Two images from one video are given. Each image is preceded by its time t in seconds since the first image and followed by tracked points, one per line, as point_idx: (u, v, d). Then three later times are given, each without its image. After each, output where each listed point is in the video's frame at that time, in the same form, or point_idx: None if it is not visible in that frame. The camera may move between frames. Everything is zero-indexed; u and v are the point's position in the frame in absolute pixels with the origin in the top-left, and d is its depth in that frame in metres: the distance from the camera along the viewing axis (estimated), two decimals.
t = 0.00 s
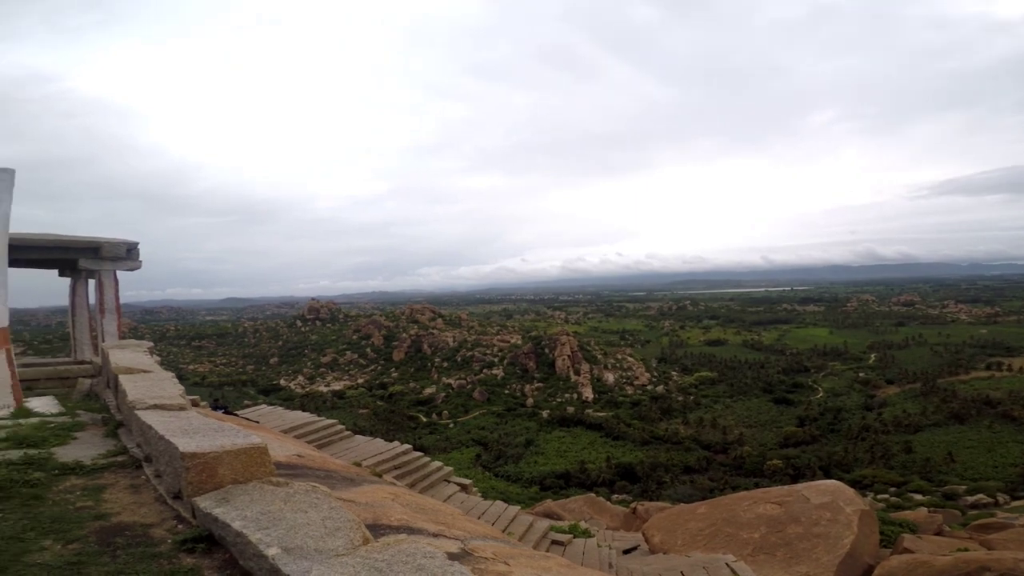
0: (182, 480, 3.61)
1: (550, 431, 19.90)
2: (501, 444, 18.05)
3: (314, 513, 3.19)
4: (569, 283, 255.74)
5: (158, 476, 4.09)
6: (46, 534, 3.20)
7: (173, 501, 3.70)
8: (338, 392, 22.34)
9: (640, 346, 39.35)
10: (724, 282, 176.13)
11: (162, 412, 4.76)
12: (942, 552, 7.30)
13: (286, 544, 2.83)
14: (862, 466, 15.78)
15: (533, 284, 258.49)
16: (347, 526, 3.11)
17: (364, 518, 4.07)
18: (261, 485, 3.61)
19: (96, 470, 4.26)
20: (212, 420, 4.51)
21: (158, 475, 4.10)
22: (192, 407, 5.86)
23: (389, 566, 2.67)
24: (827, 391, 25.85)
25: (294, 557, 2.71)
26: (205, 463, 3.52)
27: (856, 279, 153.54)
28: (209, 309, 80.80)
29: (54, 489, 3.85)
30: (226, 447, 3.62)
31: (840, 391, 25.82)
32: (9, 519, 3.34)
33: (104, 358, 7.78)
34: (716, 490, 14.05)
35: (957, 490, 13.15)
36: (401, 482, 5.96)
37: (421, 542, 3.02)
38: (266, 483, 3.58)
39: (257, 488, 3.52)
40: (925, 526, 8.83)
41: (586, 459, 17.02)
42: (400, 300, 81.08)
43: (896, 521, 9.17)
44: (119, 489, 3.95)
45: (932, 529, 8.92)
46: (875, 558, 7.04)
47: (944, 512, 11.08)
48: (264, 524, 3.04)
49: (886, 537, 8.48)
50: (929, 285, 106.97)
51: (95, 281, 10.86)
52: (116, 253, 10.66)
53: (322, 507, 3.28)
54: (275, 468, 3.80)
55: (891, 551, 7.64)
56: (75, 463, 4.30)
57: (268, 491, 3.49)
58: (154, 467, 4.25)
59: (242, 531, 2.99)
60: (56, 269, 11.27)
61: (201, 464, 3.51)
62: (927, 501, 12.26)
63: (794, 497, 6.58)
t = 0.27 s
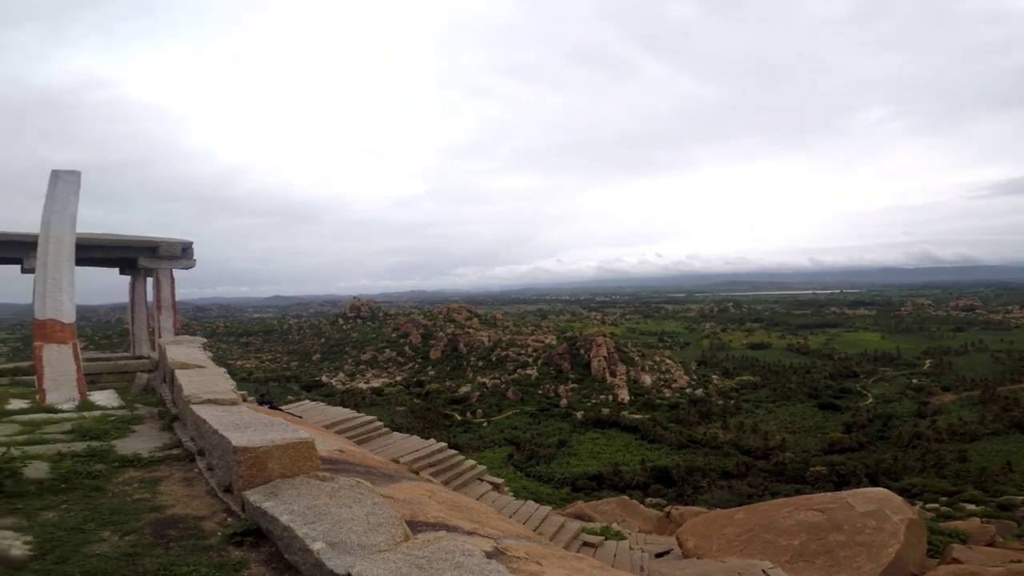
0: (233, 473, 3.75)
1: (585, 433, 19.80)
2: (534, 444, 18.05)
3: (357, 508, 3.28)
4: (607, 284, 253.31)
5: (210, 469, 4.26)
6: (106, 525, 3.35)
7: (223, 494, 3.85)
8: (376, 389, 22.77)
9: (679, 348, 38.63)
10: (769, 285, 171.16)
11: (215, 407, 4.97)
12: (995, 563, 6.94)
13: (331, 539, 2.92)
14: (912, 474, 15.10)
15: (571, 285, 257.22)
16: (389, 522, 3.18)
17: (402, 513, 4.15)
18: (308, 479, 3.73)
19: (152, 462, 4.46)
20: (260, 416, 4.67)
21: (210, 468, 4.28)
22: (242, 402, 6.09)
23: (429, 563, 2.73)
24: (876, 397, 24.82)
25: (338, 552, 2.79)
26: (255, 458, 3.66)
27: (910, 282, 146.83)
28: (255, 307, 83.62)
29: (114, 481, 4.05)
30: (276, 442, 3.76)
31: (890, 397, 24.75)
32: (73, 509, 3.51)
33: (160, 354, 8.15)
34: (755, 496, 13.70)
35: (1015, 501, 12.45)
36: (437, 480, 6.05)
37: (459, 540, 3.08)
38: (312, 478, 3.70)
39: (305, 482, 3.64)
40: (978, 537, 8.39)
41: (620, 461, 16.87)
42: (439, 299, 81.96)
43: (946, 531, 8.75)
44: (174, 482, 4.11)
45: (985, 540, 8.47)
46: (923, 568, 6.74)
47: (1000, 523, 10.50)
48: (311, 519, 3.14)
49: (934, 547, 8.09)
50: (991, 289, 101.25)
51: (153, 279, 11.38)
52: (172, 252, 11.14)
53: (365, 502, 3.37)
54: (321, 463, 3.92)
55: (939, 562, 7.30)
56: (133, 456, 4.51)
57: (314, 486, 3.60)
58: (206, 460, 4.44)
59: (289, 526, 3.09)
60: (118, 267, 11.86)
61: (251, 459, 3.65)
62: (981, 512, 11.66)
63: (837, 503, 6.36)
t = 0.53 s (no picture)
0: (280, 467, 3.88)
1: (620, 433, 19.64)
2: (567, 444, 18.02)
3: (398, 503, 3.36)
4: (646, 284, 249.75)
5: (258, 463, 4.42)
6: (159, 518, 3.45)
7: (270, 488, 3.99)
8: (413, 386, 23.12)
9: (719, 350, 37.82)
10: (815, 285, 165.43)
11: (264, 402, 5.16)
12: None
13: (373, 534, 3.00)
14: (965, 482, 14.40)
15: (609, 285, 254.70)
16: (428, 518, 3.26)
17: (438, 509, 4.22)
18: (352, 474, 3.84)
19: (204, 456, 4.64)
20: (307, 410, 4.83)
21: (258, 462, 4.43)
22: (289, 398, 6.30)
23: (467, 560, 2.78)
24: (929, 403, 23.73)
25: (379, 548, 2.87)
26: (301, 452, 3.78)
27: (969, 283, 139.44)
28: (298, 305, 86.00)
29: (168, 474, 4.21)
30: (321, 438, 3.87)
31: (945, 403, 23.62)
32: (130, 502, 3.65)
33: (212, 350, 8.51)
34: (795, 501, 13.33)
35: None
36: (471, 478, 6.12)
37: (497, 538, 3.12)
38: (355, 473, 3.80)
39: (348, 477, 3.74)
40: None
41: (655, 463, 16.69)
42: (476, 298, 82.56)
43: (999, 540, 8.31)
44: (224, 476, 4.26)
45: None
46: None
47: None
48: (353, 513, 3.23)
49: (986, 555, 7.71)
50: None
51: (205, 277, 11.89)
52: (222, 252, 11.62)
53: (406, 499, 3.46)
54: (364, 459, 4.04)
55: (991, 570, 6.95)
56: (186, 450, 4.70)
57: (357, 481, 3.70)
58: (255, 454, 4.60)
59: (333, 520, 3.18)
60: (172, 267, 12.43)
61: (298, 453, 3.77)
62: None
63: (883, 510, 6.12)
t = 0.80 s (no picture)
0: (327, 463, 3.99)
1: (657, 433, 19.39)
2: (601, 443, 17.91)
3: (440, 501, 3.41)
4: (685, 282, 245.19)
5: (305, 459, 4.56)
6: (213, 513, 3.57)
7: (316, 484, 4.10)
8: (449, 384, 23.34)
9: (762, 349, 36.83)
10: (864, 282, 158.99)
11: (311, 399, 5.32)
12: None
13: (416, 531, 3.05)
14: None
15: (647, 283, 251.20)
16: (469, 515, 3.30)
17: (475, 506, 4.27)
18: (396, 471, 3.92)
19: (254, 452, 4.80)
20: (352, 407, 4.95)
21: (305, 459, 4.56)
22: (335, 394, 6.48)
23: (507, 557, 2.80)
24: (989, 404, 22.54)
25: (422, 545, 2.92)
26: (347, 449, 3.87)
27: None
28: (338, 304, 87.93)
29: (220, 470, 4.37)
30: (365, 434, 3.96)
31: (1006, 404, 22.38)
32: (186, 497, 3.79)
33: (260, 348, 8.82)
34: (841, 503, 12.89)
35: None
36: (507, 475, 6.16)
37: (538, 537, 3.13)
38: (398, 470, 3.87)
39: (391, 474, 3.82)
40: None
41: (693, 464, 16.44)
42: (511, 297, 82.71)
43: None
44: (273, 472, 4.40)
45: None
46: None
47: None
48: (397, 510, 3.29)
49: None
50: None
51: (253, 278, 12.30)
52: (268, 253, 12.01)
53: (448, 496, 3.51)
54: (407, 455, 4.11)
55: None
56: (238, 446, 4.88)
57: (400, 477, 3.77)
58: (302, 450, 4.75)
59: (378, 516, 3.24)
60: (222, 268, 12.90)
61: (344, 450, 3.86)
62: None
63: (935, 514, 5.86)
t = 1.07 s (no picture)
0: (373, 457, 4.11)
1: (699, 433, 19.06)
2: (639, 442, 17.73)
3: (482, 498, 3.48)
4: (730, 278, 239.03)
5: (351, 454, 4.72)
6: (265, 506, 3.74)
7: (362, 478, 4.23)
8: (485, 381, 23.50)
9: (810, 347, 35.59)
10: (923, 276, 151.41)
11: (356, 395, 5.50)
12: None
13: (458, 526, 3.11)
14: None
15: (689, 279, 246.17)
16: (510, 513, 3.35)
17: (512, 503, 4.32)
18: (439, 467, 4.01)
19: (303, 446, 5.00)
20: (396, 403, 5.07)
21: (351, 453, 4.72)
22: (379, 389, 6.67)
23: (546, 556, 2.84)
24: None
25: (464, 540, 2.98)
26: (392, 444, 3.98)
27: None
28: (380, 301, 89.68)
29: (272, 463, 4.58)
30: (410, 431, 4.06)
31: None
32: (240, 490, 3.99)
33: (308, 345, 9.13)
34: (892, 507, 12.40)
35: None
36: (543, 472, 6.21)
37: (578, 536, 3.15)
38: (442, 466, 3.96)
39: (434, 470, 3.90)
40: None
41: (735, 464, 16.11)
42: (550, 294, 82.44)
43: None
44: (321, 465, 4.58)
45: None
46: None
47: None
48: (440, 505, 3.37)
49: None
50: None
51: (300, 276, 12.70)
52: (314, 252, 12.42)
53: (489, 492, 3.57)
54: (450, 451, 4.20)
55: None
56: (288, 439, 5.09)
57: (443, 474, 3.85)
58: (349, 444, 4.92)
59: (421, 511, 3.32)
60: (271, 267, 13.38)
61: (389, 445, 3.97)
62: None
63: (994, 519, 5.58)
